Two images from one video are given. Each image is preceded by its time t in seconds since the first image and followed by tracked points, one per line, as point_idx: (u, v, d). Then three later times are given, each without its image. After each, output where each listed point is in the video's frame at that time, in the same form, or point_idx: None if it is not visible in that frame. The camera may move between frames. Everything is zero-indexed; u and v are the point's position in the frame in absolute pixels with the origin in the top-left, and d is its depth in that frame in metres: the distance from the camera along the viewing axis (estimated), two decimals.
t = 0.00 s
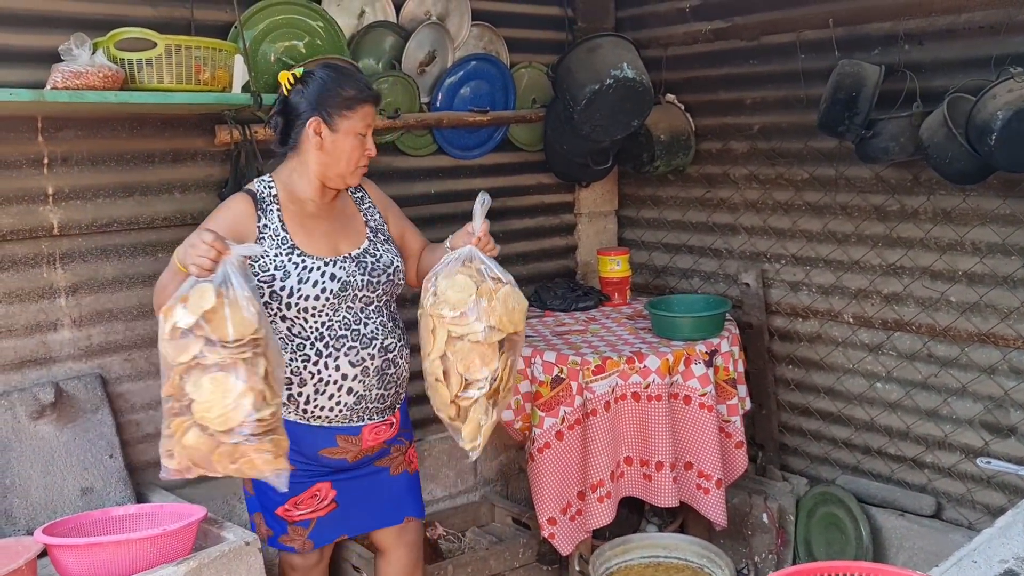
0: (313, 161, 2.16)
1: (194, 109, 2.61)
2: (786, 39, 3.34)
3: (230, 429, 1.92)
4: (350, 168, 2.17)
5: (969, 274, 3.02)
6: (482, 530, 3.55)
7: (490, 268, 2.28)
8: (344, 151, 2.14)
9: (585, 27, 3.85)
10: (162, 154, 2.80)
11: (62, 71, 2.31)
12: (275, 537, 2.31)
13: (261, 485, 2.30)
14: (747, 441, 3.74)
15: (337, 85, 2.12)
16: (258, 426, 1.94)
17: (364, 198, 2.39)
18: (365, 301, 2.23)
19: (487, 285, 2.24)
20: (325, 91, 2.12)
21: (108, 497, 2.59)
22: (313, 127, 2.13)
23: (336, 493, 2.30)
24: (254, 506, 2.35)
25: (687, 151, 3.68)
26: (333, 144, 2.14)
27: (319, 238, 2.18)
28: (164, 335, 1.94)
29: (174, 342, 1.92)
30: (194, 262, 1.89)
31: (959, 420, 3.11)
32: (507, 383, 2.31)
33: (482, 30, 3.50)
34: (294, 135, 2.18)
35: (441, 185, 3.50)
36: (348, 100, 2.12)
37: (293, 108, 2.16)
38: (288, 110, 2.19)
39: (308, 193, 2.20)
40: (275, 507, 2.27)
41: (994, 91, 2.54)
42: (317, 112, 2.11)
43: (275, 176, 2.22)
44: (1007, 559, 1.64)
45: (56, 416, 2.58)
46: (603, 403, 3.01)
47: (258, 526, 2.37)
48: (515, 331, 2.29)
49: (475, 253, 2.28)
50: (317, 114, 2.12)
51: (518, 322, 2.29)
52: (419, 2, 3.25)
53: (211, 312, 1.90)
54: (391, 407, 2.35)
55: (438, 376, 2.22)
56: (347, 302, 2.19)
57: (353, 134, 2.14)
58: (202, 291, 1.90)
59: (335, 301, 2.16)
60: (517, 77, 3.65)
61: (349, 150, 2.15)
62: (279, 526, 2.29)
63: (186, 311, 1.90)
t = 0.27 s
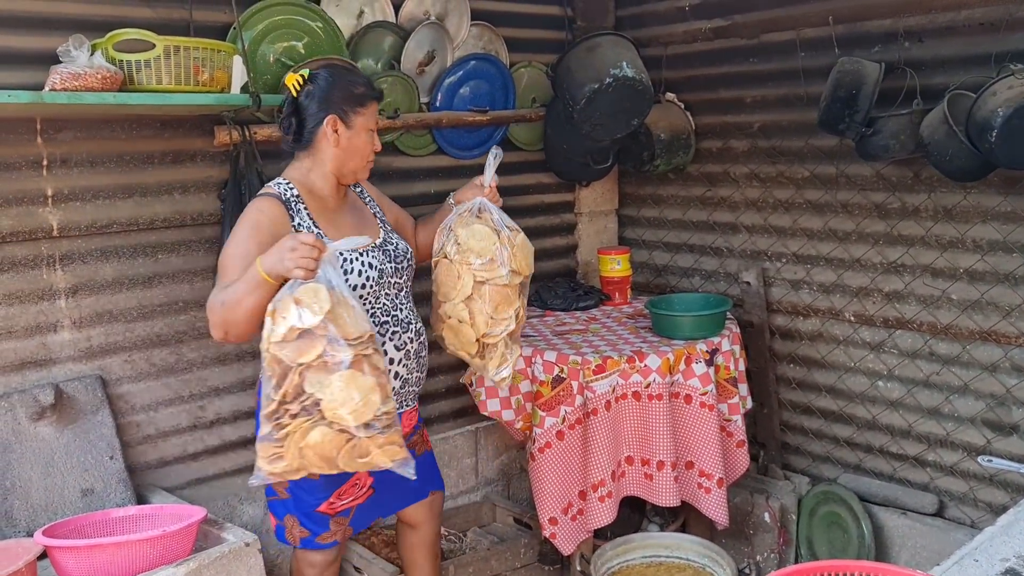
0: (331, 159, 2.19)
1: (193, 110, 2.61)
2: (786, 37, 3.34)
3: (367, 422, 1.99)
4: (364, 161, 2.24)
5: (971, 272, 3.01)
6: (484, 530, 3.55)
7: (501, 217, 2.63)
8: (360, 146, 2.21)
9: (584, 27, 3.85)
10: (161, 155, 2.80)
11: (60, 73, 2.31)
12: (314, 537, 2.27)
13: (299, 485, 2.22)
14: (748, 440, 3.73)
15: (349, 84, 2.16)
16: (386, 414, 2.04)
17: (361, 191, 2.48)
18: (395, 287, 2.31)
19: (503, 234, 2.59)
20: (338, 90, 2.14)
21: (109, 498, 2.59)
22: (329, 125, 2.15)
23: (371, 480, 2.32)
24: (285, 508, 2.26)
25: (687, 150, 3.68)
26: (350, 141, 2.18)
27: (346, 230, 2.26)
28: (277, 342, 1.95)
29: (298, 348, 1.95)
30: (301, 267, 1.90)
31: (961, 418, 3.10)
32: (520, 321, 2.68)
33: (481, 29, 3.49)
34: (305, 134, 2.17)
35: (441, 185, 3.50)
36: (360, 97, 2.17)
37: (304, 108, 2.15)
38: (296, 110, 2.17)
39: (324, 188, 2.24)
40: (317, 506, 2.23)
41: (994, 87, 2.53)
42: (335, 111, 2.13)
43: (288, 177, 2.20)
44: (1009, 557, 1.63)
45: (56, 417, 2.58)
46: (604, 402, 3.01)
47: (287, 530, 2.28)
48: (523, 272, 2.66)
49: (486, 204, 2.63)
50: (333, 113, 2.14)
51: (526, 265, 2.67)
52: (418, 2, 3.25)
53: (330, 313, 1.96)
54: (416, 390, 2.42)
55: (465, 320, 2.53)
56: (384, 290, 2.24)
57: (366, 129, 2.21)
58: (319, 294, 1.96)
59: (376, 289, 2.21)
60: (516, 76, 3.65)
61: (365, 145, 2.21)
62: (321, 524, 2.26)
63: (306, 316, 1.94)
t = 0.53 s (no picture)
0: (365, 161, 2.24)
1: (193, 110, 2.62)
2: (786, 34, 3.33)
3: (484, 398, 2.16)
4: (395, 160, 2.28)
5: (972, 268, 3.00)
6: (486, 528, 3.55)
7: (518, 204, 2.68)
8: (391, 147, 2.25)
9: (584, 25, 3.85)
10: (161, 155, 2.80)
11: (60, 72, 2.31)
12: (371, 533, 2.31)
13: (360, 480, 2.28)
14: (750, 437, 3.74)
15: (376, 87, 2.19)
16: (496, 388, 2.21)
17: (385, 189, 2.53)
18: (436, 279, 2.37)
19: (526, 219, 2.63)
20: (366, 95, 2.17)
21: (110, 497, 2.60)
22: (361, 129, 2.19)
23: (422, 470, 2.40)
24: (343, 507, 2.31)
25: (687, 147, 3.69)
26: (381, 142, 2.23)
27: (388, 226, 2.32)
28: (401, 328, 2.04)
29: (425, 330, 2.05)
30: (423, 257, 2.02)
31: (962, 414, 3.09)
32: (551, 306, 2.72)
33: (481, 28, 3.50)
34: (337, 139, 2.22)
35: (441, 184, 3.50)
36: (388, 100, 2.20)
37: (335, 114, 2.20)
38: (327, 116, 2.22)
39: (361, 188, 2.29)
40: (378, 498, 2.29)
41: (994, 83, 2.53)
42: (364, 115, 2.17)
43: (326, 180, 2.25)
44: (1011, 552, 1.63)
45: (57, 417, 2.59)
46: (604, 400, 3.02)
47: (344, 529, 2.32)
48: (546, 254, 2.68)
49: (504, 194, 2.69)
50: (363, 116, 2.18)
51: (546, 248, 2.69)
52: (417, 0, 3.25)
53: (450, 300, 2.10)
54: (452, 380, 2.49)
55: (503, 301, 2.52)
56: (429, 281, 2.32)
57: (396, 129, 2.25)
58: (438, 283, 2.10)
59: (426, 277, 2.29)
60: (516, 74, 3.65)
61: (395, 145, 2.26)
62: (378, 518, 2.32)
63: (432, 303, 2.06)
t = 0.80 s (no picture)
0: (398, 159, 2.26)
1: (196, 114, 2.62)
2: (787, 34, 3.34)
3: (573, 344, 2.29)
4: (428, 159, 2.31)
5: (974, 267, 3.00)
6: (491, 529, 3.56)
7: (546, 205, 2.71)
8: (423, 145, 2.27)
9: (585, 26, 3.85)
10: (164, 159, 2.81)
11: (62, 77, 2.31)
12: (457, 522, 2.33)
13: (434, 473, 2.30)
14: (754, 437, 3.75)
15: (407, 86, 2.22)
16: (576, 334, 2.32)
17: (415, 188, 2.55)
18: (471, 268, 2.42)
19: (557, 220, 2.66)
20: (396, 94, 2.20)
21: (115, 501, 2.62)
22: (393, 128, 2.22)
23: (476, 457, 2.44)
24: (423, 503, 2.32)
25: (689, 148, 3.69)
26: (413, 141, 2.25)
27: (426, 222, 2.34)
28: (516, 296, 2.09)
29: (534, 295, 2.12)
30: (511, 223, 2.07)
31: (966, 413, 3.09)
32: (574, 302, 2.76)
33: (482, 29, 3.50)
34: (370, 139, 2.25)
35: (443, 185, 3.51)
36: (418, 98, 2.23)
37: (367, 115, 2.23)
38: (359, 118, 2.26)
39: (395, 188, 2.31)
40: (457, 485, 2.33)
41: (996, 82, 2.53)
42: (396, 113, 2.20)
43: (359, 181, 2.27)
44: (1014, 553, 1.63)
45: (61, 421, 2.59)
46: (608, 401, 3.01)
47: (429, 523, 2.33)
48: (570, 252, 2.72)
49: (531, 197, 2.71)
50: (395, 115, 2.21)
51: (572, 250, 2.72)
52: (418, 3, 3.26)
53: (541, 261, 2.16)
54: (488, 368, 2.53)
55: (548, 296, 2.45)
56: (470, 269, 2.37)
57: (427, 128, 2.27)
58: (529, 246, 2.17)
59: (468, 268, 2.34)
60: (518, 76, 3.66)
61: (427, 144, 2.28)
62: (460, 506, 2.34)
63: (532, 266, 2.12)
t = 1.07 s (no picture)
0: (422, 157, 2.32)
1: (195, 115, 2.62)
2: (787, 32, 3.33)
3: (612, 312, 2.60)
4: (453, 155, 2.36)
5: (976, 265, 2.99)
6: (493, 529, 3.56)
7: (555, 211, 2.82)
8: (447, 142, 2.32)
9: (585, 25, 3.85)
10: (164, 161, 2.80)
11: (61, 80, 2.31)
12: (490, 514, 2.40)
13: (471, 471, 2.36)
14: (756, 436, 3.75)
15: (425, 85, 2.26)
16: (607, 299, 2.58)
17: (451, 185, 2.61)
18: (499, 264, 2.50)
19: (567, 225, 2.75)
20: (416, 94, 2.25)
21: (116, 504, 2.62)
22: (414, 128, 2.28)
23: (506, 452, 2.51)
24: (457, 498, 2.37)
25: (690, 147, 3.69)
26: (436, 138, 2.31)
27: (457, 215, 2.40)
28: (580, 266, 2.33)
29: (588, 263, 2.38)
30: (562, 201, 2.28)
31: (969, 412, 3.08)
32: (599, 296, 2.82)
33: (482, 30, 3.50)
34: (395, 140, 2.33)
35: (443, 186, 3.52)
36: (437, 96, 2.27)
37: (389, 117, 2.30)
38: (383, 119, 2.33)
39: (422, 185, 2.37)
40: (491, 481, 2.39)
41: (997, 80, 2.52)
42: (416, 113, 2.25)
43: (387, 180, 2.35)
44: (1018, 552, 1.67)
45: (62, 424, 2.59)
46: (609, 401, 3.00)
47: (462, 517, 2.39)
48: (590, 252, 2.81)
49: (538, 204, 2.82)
50: (415, 115, 2.27)
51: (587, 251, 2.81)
52: (418, 3, 3.26)
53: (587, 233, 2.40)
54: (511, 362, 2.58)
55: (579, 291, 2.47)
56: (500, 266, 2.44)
57: (450, 125, 2.32)
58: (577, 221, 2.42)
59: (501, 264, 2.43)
60: (518, 76, 3.65)
61: (451, 140, 2.33)
62: (492, 499, 2.41)
63: (587, 240, 2.38)
